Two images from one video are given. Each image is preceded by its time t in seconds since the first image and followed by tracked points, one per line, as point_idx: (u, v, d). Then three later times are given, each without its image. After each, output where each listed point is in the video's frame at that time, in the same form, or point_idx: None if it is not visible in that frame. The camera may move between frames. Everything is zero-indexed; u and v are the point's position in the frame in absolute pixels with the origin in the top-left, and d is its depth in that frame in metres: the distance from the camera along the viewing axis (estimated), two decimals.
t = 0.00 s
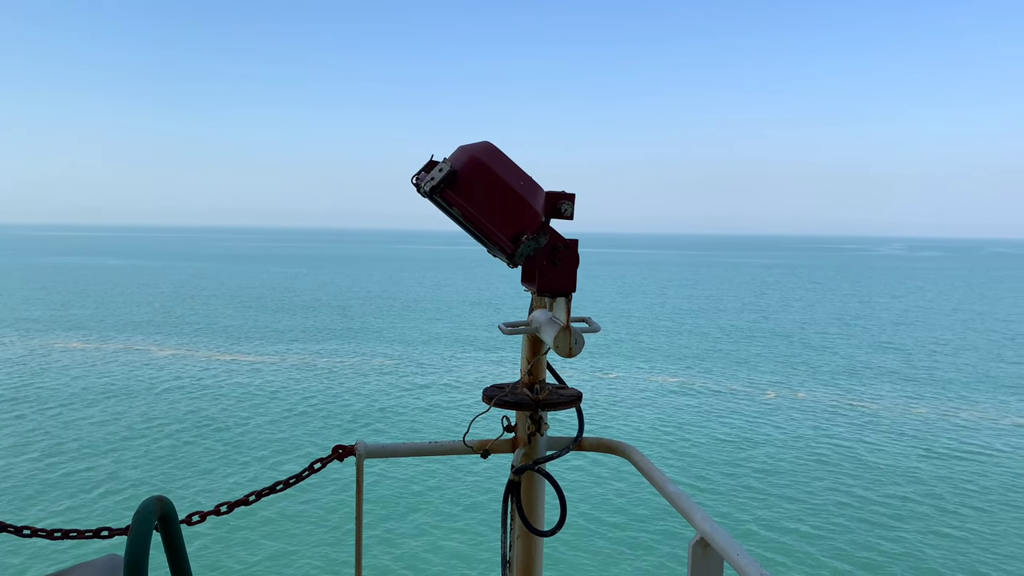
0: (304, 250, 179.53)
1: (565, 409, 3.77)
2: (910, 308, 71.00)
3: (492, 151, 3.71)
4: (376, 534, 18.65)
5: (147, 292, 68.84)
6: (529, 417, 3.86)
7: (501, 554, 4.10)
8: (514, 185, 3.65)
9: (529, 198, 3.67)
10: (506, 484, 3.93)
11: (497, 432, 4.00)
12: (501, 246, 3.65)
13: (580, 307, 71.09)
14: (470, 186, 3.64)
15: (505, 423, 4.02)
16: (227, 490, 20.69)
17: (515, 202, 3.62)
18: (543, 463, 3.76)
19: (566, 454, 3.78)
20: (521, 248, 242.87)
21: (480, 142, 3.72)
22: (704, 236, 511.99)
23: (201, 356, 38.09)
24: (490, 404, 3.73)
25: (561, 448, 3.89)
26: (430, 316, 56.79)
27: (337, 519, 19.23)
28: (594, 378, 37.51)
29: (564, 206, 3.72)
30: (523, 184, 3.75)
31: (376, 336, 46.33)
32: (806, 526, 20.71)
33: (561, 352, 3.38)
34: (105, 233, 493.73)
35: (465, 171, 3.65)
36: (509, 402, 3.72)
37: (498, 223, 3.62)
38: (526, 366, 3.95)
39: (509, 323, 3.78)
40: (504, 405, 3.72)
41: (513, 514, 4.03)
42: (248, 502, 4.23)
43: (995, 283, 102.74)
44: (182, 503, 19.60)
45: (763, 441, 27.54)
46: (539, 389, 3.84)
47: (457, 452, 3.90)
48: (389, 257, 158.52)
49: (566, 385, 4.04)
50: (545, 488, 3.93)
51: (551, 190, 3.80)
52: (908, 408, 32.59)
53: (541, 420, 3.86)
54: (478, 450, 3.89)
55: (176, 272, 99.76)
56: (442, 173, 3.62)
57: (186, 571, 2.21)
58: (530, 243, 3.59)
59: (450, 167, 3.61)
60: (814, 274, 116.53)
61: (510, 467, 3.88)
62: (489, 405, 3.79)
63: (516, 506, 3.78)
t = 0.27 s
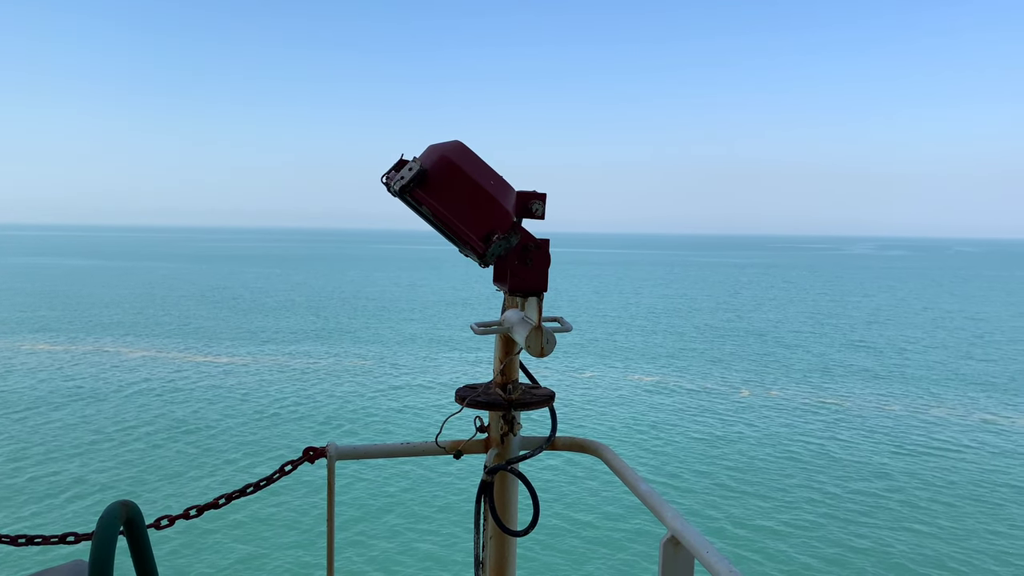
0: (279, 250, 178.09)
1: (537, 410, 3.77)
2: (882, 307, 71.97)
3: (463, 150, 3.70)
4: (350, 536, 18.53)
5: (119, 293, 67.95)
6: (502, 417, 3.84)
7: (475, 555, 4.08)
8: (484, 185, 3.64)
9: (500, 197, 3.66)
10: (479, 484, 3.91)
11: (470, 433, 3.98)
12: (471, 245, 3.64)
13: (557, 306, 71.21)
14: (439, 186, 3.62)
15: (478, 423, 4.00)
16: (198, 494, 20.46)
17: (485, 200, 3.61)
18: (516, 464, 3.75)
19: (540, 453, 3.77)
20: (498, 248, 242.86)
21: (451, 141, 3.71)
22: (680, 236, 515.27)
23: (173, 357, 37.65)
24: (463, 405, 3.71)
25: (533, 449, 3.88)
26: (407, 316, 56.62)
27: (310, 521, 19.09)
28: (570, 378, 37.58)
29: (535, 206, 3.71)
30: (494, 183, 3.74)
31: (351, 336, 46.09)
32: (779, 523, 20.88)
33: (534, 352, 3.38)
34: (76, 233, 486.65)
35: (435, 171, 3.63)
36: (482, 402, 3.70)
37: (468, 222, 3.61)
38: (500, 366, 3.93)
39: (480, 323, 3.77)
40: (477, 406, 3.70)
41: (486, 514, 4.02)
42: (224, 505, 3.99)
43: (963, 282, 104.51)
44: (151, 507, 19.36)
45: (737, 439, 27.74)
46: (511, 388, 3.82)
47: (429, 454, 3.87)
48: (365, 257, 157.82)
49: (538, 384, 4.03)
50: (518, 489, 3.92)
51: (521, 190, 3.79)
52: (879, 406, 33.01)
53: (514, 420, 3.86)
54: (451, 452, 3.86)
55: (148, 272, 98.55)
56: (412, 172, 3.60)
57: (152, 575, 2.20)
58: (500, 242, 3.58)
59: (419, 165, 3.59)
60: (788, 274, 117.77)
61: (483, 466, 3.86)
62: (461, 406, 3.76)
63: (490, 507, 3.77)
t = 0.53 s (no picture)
0: (255, 249, 176.70)
1: (511, 409, 3.74)
2: (854, 305, 72.93)
3: (434, 148, 3.65)
4: (324, 537, 18.41)
5: (91, 294, 67.10)
6: (475, 417, 3.81)
7: (449, 555, 4.04)
8: (456, 184, 3.60)
9: (471, 197, 3.64)
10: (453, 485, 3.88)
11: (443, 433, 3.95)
12: (442, 245, 3.61)
13: (534, 306, 71.30)
14: (410, 185, 3.59)
15: (451, 423, 3.97)
16: (169, 497, 20.21)
17: (457, 200, 3.57)
18: (490, 463, 3.72)
19: (514, 453, 3.75)
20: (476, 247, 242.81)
21: (421, 140, 3.67)
22: (657, 235, 518.08)
23: (145, 358, 37.21)
24: (435, 404, 3.68)
25: (507, 448, 3.85)
26: (384, 316, 56.43)
27: (283, 523, 18.95)
28: (546, 377, 37.65)
29: (508, 205, 3.68)
30: (466, 183, 3.70)
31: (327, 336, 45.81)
32: (753, 520, 21.03)
33: (507, 352, 3.37)
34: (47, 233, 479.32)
35: (406, 170, 3.59)
36: (456, 402, 3.67)
37: (440, 222, 3.58)
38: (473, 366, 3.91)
39: (452, 323, 3.74)
40: (451, 405, 3.67)
41: (460, 514, 3.98)
42: (191, 507, 3.80)
43: (934, 280, 106.20)
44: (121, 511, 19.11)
45: (712, 437, 27.93)
46: (485, 388, 3.79)
47: (403, 454, 3.82)
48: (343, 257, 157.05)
49: (512, 384, 4.01)
50: (492, 489, 3.89)
51: (493, 189, 3.76)
52: (851, 403, 33.41)
53: (487, 420, 3.83)
54: (424, 452, 3.82)
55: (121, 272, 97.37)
56: (382, 171, 3.56)
57: None
58: (472, 242, 3.56)
59: (390, 164, 3.55)
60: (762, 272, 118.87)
61: (456, 467, 3.82)
62: (435, 406, 3.73)
63: (463, 508, 3.74)
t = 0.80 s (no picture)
0: (232, 249, 175.17)
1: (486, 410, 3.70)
2: (829, 304, 73.67)
3: (406, 147, 3.59)
4: (298, 540, 18.24)
5: (64, 295, 66.18)
6: (450, 418, 3.77)
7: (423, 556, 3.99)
8: (429, 184, 3.54)
9: (445, 196, 3.57)
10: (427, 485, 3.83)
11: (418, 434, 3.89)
12: (416, 245, 3.54)
13: (512, 305, 71.32)
14: (383, 185, 3.51)
15: (425, 423, 3.91)
16: (140, 501, 19.93)
17: (430, 199, 3.51)
18: (465, 464, 3.67)
19: (489, 453, 3.71)
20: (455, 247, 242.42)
21: (393, 139, 3.59)
22: (635, 235, 520.37)
23: (118, 360, 36.71)
24: (410, 405, 3.62)
25: (482, 448, 3.81)
26: (361, 317, 56.16)
27: (256, 527, 18.78)
28: (523, 377, 37.66)
29: (481, 205, 3.63)
30: (439, 182, 3.64)
31: (304, 337, 45.51)
32: (729, 518, 21.17)
33: (481, 352, 3.33)
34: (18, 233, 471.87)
35: (379, 170, 3.51)
36: (430, 402, 3.62)
37: (413, 222, 3.52)
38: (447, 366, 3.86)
39: (426, 322, 3.68)
40: (425, 405, 3.62)
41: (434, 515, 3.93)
42: (159, 512, 3.67)
43: (907, 280, 107.56)
44: (90, 516, 18.83)
45: (689, 436, 28.06)
46: (460, 388, 3.74)
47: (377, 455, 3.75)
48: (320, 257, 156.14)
49: (487, 383, 3.97)
50: (467, 489, 3.85)
51: (467, 189, 3.70)
52: (826, 402, 33.71)
53: (462, 421, 3.78)
54: (399, 453, 3.76)
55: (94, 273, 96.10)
56: (354, 171, 3.48)
57: None
58: (446, 242, 3.50)
59: (362, 163, 3.47)
60: (739, 272, 119.73)
61: (431, 468, 3.77)
62: (408, 406, 3.67)
63: (438, 509, 3.69)
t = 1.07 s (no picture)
0: (208, 249, 173.56)
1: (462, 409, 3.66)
2: (806, 302, 74.38)
3: (381, 146, 3.57)
4: (273, 542, 18.08)
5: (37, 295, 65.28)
6: (426, 418, 3.73)
7: (399, 557, 3.93)
8: (403, 184, 3.52)
9: (418, 195, 3.55)
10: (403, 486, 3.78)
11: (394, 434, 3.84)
12: (389, 243, 3.53)
13: (492, 305, 71.35)
14: (356, 183, 3.51)
15: (402, 423, 3.87)
16: (111, 503, 19.67)
17: (404, 198, 3.49)
18: (443, 464, 3.62)
19: (467, 453, 3.66)
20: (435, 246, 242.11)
21: (368, 138, 3.58)
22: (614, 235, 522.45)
23: (91, 361, 36.25)
24: (386, 405, 3.57)
25: (459, 449, 3.76)
26: (339, 316, 55.93)
27: (229, 529, 18.61)
28: (502, 376, 37.68)
29: (456, 204, 3.64)
30: (414, 181, 3.63)
31: (282, 338, 45.20)
32: (704, 515, 21.31)
33: (456, 351, 3.31)
34: None
35: (352, 169, 3.51)
36: (406, 402, 3.58)
37: (386, 222, 3.51)
38: (423, 366, 3.82)
39: (402, 322, 3.64)
40: (400, 406, 3.57)
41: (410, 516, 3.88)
42: (132, 513, 3.62)
43: (883, 278, 108.81)
44: (60, 521, 18.56)
45: (667, 434, 28.18)
46: (436, 388, 3.71)
47: (351, 455, 3.69)
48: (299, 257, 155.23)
49: (464, 383, 3.92)
50: (443, 488, 3.81)
51: (440, 187, 3.67)
52: (803, 399, 34.00)
53: (438, 420, 3.74)
54: (374, 454, 3.69)
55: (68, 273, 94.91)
56: (326, 169, 3.48)
57: None
58: (420, 240, 3.48)
59: (334, 162, 3.47)
60: (718, 271, 120.51)
61: (407, 468, 3.72)
62: (383, 406, 3.63)
63: (414, 509, 3.64)
